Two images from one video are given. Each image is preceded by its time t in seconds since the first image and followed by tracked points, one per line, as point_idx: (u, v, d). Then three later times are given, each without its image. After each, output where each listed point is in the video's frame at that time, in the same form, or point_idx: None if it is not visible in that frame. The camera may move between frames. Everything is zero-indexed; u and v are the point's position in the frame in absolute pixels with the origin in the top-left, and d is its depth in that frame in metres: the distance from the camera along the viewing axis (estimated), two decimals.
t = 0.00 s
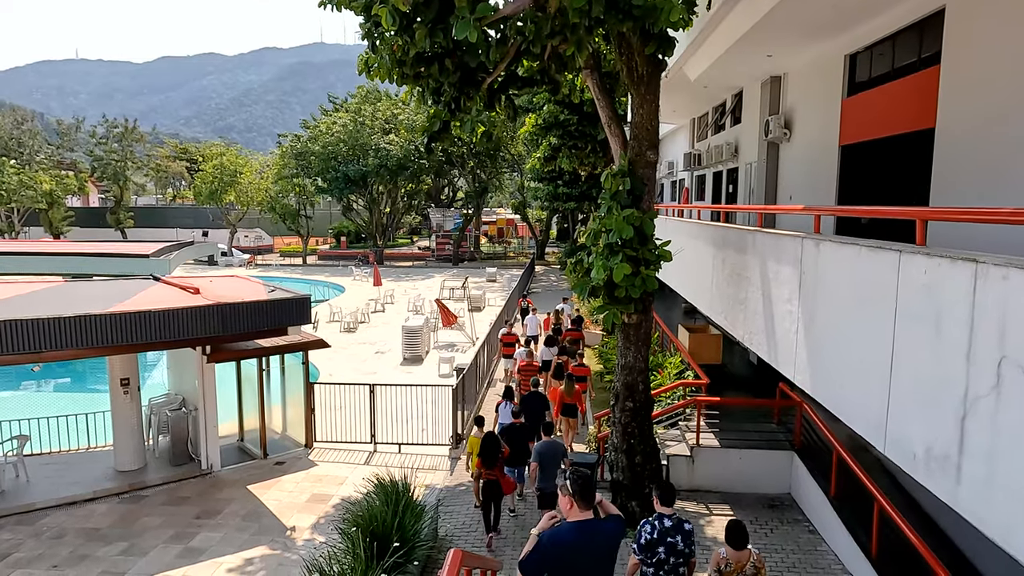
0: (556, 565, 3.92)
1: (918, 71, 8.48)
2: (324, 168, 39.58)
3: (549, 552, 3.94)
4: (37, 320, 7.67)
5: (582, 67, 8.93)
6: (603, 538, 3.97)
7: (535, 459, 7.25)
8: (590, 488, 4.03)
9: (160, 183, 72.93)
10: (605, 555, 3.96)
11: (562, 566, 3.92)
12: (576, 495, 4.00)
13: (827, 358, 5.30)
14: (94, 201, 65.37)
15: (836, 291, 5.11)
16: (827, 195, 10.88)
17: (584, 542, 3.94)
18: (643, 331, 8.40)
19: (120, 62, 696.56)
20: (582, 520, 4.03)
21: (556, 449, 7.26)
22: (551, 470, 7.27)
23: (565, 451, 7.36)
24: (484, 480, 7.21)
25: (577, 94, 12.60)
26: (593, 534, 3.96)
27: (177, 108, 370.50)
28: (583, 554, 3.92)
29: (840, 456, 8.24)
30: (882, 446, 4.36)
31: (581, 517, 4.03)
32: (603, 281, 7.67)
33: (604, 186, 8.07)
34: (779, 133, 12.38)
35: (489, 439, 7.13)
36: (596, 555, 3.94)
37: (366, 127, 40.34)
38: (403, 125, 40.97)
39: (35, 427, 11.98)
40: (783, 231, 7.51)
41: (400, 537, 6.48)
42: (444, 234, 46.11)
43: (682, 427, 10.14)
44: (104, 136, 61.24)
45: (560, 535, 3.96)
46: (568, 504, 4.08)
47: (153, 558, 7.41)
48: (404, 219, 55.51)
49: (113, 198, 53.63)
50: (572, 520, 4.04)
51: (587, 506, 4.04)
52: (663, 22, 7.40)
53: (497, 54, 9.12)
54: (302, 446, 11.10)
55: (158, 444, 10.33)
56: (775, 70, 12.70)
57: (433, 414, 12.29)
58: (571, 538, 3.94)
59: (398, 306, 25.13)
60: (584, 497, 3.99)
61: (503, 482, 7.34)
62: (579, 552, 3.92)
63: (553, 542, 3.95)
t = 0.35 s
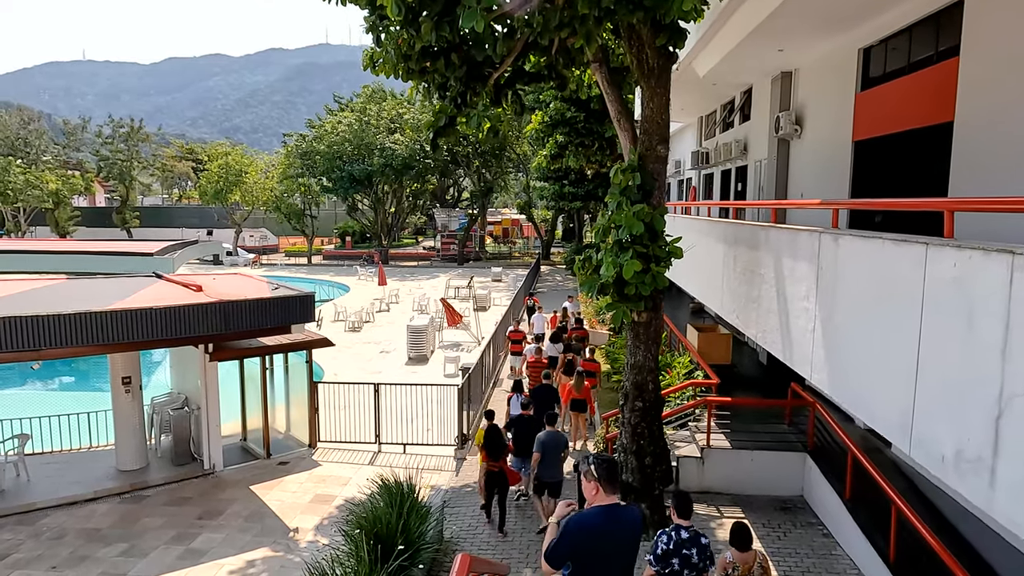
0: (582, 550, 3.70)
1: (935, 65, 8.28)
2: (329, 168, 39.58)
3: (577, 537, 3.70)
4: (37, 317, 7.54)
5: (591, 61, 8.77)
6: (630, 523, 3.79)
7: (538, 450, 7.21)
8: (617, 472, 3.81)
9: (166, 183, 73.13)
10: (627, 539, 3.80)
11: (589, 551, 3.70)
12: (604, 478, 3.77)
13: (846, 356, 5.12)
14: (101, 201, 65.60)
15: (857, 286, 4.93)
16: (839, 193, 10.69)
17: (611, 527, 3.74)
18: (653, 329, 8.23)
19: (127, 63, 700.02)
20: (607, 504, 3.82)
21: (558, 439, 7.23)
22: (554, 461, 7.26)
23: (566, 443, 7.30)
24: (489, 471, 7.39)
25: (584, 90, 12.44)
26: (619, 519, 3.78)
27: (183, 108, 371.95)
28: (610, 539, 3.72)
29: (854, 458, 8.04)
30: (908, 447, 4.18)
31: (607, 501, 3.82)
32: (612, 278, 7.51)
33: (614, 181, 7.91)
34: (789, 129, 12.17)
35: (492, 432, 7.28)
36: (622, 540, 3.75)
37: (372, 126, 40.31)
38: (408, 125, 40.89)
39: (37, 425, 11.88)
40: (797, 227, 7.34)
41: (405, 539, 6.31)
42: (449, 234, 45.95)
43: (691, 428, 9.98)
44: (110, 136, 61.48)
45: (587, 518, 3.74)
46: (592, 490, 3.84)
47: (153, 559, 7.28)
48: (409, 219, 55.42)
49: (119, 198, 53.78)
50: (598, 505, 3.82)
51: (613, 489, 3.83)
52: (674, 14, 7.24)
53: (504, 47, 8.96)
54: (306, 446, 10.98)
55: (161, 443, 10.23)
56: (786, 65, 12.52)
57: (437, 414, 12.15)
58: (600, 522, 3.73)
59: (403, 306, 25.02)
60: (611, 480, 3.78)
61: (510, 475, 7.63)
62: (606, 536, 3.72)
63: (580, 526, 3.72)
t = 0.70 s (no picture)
0: (576, 539, 3.52)
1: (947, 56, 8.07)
2: (332, 167, 39.53)
3: (571, 525, 3.51)
4: (30, 311, 7.38)
5: (594, 51, 8.60)
6: (631, 515, 3.58)
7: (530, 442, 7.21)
8: (611, 458, 3.65)
9: (170, 183, 73.29)
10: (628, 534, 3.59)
11: (584, 540, 3.51)
12: (598, 464, 3.61)
13: (858, 349, 4.94)
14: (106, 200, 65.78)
15: (871, 277, 4.74)
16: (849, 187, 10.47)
17: (610, 518, 3.53)
18: (658, 324, 8.05)
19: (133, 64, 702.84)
20: (605, 493, 3.63)
21: (554, 430, 7.23)
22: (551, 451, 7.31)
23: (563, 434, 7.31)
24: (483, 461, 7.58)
25: (588, 84, 12.25)
26: (618, 511, 3.56)
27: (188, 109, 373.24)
28: (607, 531, 3.52)
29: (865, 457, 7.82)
30: (926, 443, 4.00)
31: (604, 489, 3.63)
32: (616, 272, 7.34)
33: (618, 173, 7.73)
34: (797, 123, 11.96)
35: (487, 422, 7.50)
36: (620, 533, 3.54)
37: (376, 125, 40.22)
38: (412, 124, 40.76)
39: (36, 423, 11.78)
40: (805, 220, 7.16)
41: (403, 538, 6.14)
42: (452, 234, 45.77)
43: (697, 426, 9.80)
44: (115, 136, 61.63)
45: (584, 506, 3.55)
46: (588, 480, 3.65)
47: (147, 558, 7.13)
48: (412, 219, 55.32)
49: (123, 198, 53.87)
50: (595, 494, 3.63)
51: (610, 477, 3.65)
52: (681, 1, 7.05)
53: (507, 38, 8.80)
54: (305, 444, 10.81)
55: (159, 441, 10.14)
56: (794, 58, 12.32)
57: (439, 412, 11.98)
58: (597, 510, 3.53)
59: (406, 304, 24.90)
60: (608, 467, 3.60)
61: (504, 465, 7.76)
62: (603, 528, 3.52)
63: (575, 514, 3.53)
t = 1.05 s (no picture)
0: (558, 535, 3.21)
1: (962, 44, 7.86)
2: (335, 165, 39.44)
3: (553, 518, 3.19)
4: (23, 304, 7.22)
5: (598, 41, 8.42)
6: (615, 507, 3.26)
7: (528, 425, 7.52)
8: (596, 448, 3.31)
9: (174, 182, 73.38)
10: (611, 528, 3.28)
11: (566, 534, 3.20)
12: (582, 455, 3.27)
13: (873, 341, 4.76)
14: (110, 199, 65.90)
15: (887, 267, 4.56)
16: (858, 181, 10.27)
17: (596, 511, 3.21)
18: (664, 319, 7.87)
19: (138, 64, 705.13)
20: (588, 486, 3.29)
21: (550, 413, 7.49)
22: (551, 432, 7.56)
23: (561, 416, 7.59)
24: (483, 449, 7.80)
25: (592, 77, 12.08)
26: (604, 504, 3.24)
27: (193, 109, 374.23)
28: (593, 526, 3.20)
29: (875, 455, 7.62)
30: (947, 439, 3.81)
31: (588, 483, 3.30)
32: (621, 265, 7.17)
33: (623, 165, 7.56)
34: (804, 117, 11.76)
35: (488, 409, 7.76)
36: (606, 526, 3.23)
37: (379, 123, 40.11)
38: (415, 122, 40.60)
39: (34, 419, 11.67)
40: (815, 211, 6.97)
41: (402, 537, 5.98)
42: (456, 233, 45.59)
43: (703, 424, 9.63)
44: (119, 135, 61.70)
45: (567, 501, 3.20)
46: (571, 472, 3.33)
47: (142, 557, 6.99)
48: (415, 217, 55.14)
49: (127, 196, 53.90)
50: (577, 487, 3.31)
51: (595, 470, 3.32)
52: None
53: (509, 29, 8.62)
54: (306, 441, 10.67)
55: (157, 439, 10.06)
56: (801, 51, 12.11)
57: (441, 410, 11.82)
58: (582, 505, 3.19)
59: (409, 302, 24.76)
60: (592, 459, 3.27)
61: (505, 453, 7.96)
62: (589, 524, 3.19)
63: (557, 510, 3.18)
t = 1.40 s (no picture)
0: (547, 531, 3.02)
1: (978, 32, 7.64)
2: (338, 164, 39.34)
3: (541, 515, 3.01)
4: (19, 298, 7.05)
5: (605, 31, 8.26)
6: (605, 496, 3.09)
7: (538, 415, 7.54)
8: (584, 439, 3.10)
9: (179, 181, 73.47)
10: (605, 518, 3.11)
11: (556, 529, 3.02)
12: (567, 446, 3.07)
13: (893, 334, 4.57)
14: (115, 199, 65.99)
15: (908, 257, 4.37)
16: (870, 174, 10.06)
17: (584, 502, 3.04)
18: (672, 314, 7.69)
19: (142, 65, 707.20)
20: (574, 478, 3.10)
21: (560, 403, 7.49)
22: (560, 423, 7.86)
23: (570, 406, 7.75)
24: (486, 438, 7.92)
25: (598, 69, 11.89)
26: (593, 494, 3.07)
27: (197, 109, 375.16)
28: (582, 519, 3.03)
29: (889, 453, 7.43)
30: (974, 434, 3.64)
31: (575, 474, 3.10)
32: (628, 259, 7.00)
33: (631, 156, 7.40)
34: (814, 110, 11.58)
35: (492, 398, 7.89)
36: (594, 518, 3.06)
37: (382, 121, 40.01)
38: (418, 120, 40.45)
39: (34, 417, 11.56)
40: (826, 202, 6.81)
41: (404, 535, 5.82)
42: (459, 232, 45.42)
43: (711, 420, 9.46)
44: (123, 134, 61.76)
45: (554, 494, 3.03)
46: (558, 463, 3.11)
47: (140, 555, 6.86)
48: (419, 217, 55.03)
49: (131, 195, 53.92)
50: (563, 480, 3.11)
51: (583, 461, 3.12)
52: None
53: (515, 19, 8.46)
54: (307, 440, 10.54)
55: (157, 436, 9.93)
56: (811, 42, 11.91)
57: (444, 408, 11.66)
58: (568, 497, 3.02)
59: (412, 301, 24.62)
60: (579, 449, 3.07)
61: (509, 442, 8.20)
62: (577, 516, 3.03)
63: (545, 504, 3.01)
